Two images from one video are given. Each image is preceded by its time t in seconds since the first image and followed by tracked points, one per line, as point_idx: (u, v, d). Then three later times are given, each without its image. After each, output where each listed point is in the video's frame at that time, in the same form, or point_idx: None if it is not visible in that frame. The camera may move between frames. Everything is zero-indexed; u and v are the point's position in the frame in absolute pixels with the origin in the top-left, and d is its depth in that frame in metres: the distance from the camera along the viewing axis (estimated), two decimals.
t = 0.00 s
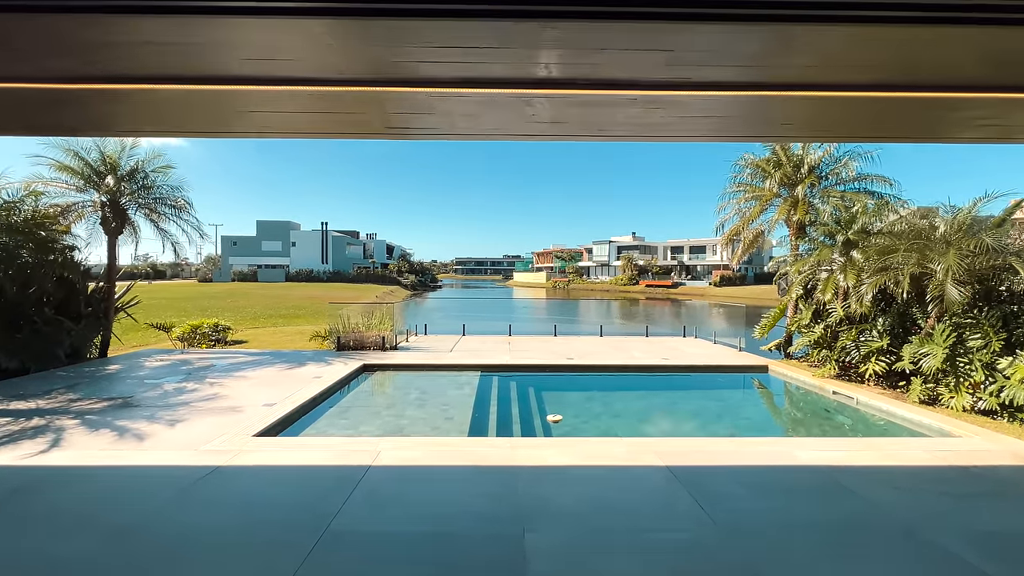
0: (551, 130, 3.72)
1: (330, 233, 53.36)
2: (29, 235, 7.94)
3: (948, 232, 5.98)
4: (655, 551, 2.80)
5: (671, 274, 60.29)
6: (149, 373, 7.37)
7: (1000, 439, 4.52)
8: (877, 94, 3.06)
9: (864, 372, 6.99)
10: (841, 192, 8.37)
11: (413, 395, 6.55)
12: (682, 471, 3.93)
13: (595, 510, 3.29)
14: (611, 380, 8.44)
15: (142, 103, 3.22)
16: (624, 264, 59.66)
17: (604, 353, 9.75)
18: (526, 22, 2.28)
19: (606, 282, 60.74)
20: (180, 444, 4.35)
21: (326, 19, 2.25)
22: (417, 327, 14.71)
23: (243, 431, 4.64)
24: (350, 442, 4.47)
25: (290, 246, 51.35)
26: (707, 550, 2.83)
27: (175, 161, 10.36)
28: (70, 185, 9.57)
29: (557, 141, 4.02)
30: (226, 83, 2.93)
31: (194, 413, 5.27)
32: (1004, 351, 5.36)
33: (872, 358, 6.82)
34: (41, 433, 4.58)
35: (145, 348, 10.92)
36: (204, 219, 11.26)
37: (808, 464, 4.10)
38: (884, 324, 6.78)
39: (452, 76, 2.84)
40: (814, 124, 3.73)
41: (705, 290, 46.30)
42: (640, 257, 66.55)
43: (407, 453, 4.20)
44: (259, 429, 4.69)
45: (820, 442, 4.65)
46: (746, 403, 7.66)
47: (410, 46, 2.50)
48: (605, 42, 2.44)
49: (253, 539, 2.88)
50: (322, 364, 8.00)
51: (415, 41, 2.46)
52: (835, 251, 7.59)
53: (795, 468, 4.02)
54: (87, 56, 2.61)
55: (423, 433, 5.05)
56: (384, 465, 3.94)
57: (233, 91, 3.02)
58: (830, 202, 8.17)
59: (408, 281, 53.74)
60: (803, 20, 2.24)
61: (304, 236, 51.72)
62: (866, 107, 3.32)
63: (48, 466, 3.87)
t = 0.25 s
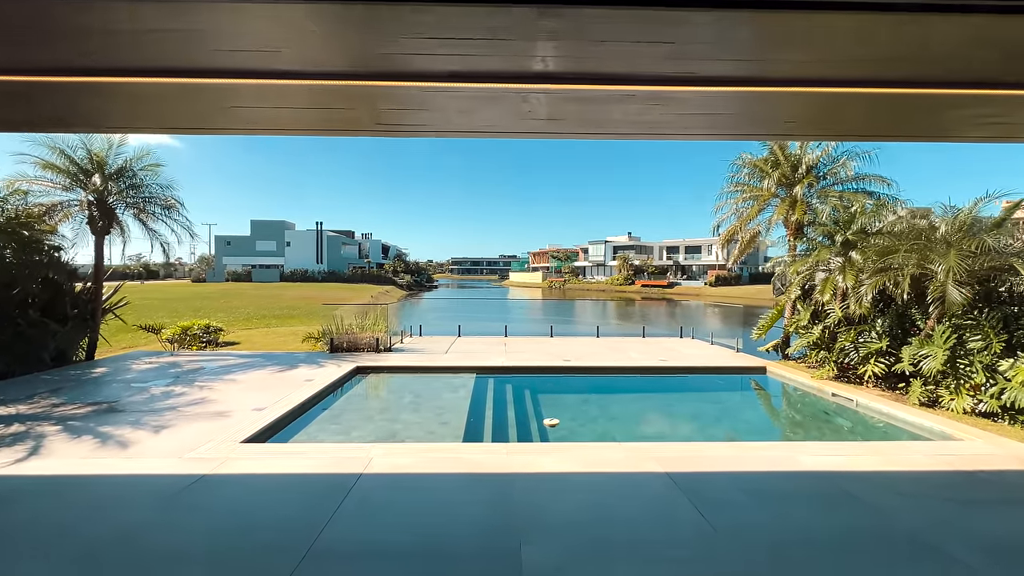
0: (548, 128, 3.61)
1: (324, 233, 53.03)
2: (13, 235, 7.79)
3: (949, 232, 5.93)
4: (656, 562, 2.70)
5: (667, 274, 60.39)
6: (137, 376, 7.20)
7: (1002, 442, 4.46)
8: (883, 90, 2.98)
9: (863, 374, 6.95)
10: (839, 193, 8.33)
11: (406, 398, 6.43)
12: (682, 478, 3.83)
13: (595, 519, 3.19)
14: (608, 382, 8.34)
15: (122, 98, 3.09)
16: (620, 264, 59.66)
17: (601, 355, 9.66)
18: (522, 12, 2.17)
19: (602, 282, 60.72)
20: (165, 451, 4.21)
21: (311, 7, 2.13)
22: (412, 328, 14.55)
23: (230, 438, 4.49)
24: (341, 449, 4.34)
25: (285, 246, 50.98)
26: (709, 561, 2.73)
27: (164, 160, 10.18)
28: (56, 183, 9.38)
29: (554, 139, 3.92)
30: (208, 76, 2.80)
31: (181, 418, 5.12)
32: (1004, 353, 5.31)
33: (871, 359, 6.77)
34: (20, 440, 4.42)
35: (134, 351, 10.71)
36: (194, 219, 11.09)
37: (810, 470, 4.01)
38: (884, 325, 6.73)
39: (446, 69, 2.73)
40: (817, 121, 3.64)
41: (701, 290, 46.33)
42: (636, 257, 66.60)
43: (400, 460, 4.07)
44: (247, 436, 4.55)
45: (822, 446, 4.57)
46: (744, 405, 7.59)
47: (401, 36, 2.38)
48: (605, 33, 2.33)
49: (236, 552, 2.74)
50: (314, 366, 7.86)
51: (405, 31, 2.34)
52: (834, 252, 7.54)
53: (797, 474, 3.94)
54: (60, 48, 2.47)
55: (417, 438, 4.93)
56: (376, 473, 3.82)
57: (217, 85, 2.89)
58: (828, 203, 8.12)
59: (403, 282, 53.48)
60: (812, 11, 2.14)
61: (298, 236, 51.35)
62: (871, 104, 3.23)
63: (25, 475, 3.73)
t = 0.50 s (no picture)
0: (547, 125, 3.52)
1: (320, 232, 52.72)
2: None
3: (951, 232, 5.89)
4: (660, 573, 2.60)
5: (662, 274, 60.54)
6: (126, 379, 7.04)
7: (1005, 445, 4.43)
8: (892, 86, 2.89)
9: (863, 375, 6.91)
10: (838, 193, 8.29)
11: (402, 401, 6.31)
12: (684, 483, 3.75)
13: (596, 527, 3.09)
14: (606, 384, 8.27)
15: (105, 93, 2.96)
16: (616, 264, 59.66)
17: (599, 356, 9.58)
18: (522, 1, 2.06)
19: (598, 282, 60.73)
20: (152, 457, 4.07)
21: None
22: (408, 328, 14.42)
23: (221, 444, 4.36)
24: (335, 454, 4.22)
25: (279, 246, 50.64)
26: (715, 572, 2.64)
27: (155, 158, 10.00)
28: (43, 182, 9.19)
29: (553, 136, 3.82)
30: (195, 69, 2.68)
31: (170, 423, 4.98)
32: (1006, 354, 5.27)
33: (871, 360, 6.74)
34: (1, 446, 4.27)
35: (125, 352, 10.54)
36: (186, 218, 10.91)
37: (813, 474, 3.94)
38: (884, 326, 6.68)
39: (443, 62, 2.62)
40: (822, 118, 3.56)
41: (697, 290, 46.42)
42: (632, 257, 66.69)
43: (396, 466, 3.96)
44: (237, 441, 4.41)
45: (825, 450, 4.49)
46: (743, 407, 7.52)
47: (394, 26, 2.28)
48: (608, 23, 2.24)
49: (222, 564, 2.61)
50: (308, 368, 7.72)
51: (399, 20, 2.24)
52: (833, 252, 7.49)
53: (800, 479, 3.86)
54: (37, 39, 2.35)
55: (412, 443, 4.81)
56: (370, 480, 3.70)
57: (203, 78, 2.77)
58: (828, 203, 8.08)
59: (399, 282, 53.28)
60: None
61: (293, 235, 51.02)
62: (879, 100, 3.15)
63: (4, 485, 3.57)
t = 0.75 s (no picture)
0: (552, 120, 3.40)
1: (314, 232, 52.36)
2: None
3: (956, 232, 5.84)
4: None
5: (658, 274, 60.63)
6: (115, 381, 6.85)
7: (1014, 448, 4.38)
8: (914, 83, 2.79)
9: (866, 376, 6.87)
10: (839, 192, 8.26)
11: (400, 403, 6.17)
12: (692, 489, 3.65)
13: (606, 536, 2.99)
14: (606, 386, 8.17)
15: (91, 83, 2.82)
16: (612, 265, 59.66)
17: (598, 356, 9.49)
18: None
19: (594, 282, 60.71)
20: (140, 464, 3.92)
21: None
22: (404, 329, 14.26)
23: (213, 449, 4.21)
24: (332, 460, 4.08)
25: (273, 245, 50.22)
26: None
27: (146, 156, 9.81)
28: (30, 179, 8.98)
29: (558, 132, 3.71)
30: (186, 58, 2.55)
31: (161, 427, 4.82)
32: (1012, 355, 5.23)
33: (874, 361, 6.71)
34: None
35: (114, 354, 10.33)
36: (178, 217, 10.73)
37: (824, 479, 3.85)
38: (887, 326, 6.66)
39: (448, 52, 2.51)
40: (837, 119, 3.46)
41: (692, 290, 46.50)
42: (628, 257, 66.75)
43: (395, 472, 3.82)
44: (230, 447, 4.26)
45: (834, 454, 4.40)
46: (745, 409, 7.46)
47: (398, 11, 2.16)
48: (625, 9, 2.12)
49: None
50: (303, 370, 7.56)
51: (403, 4, 2.12)
52: (836, 252, 7.44)
53: (811, 485, 3.77)
54: (17, 22, 2.21)
55: (412, 448, 4.68)
56: (369, 486, 3.57)
57: (195, 68, 2.64)
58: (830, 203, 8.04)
59: (395, 282, 52.99)
60: None
61: (288, 235, 50.62)
62: (899, 98, 3.05)
63: None
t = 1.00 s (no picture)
0: (556, 117, 3.31)
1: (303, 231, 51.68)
2: None
3: (951, 233, 5.87)
4: None
5: (648, 275, 61.00)
6: (96, 386, 6.59)
7: (1012, 450, 4.39)
8: (925, 83, 2.75)
9: (861, 377, 6.90)
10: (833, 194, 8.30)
11: (394, 408, 6.02)
12: (697, 495, 3.58)
13: (613, 544, 2.90)
14: (602, 388, 8.11)
15: (71, 74, 2.65)
16: (602, 265, 59.87)
17: (593, 358, 9.42)
18: None
19: (585, 282, 60.87)
20: (122, 474, 3.73)
21: None
22: (396, 330, 14.08)
23: (200, 458, 4.02)
24: (326, 468, 3.94)
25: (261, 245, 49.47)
26: None
27: (130, 153, 9.53)
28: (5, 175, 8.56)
29: (560, 130, 3.62)
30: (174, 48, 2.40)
31: (145, 435, 4.61)
32: (1006, 356, 5.27)
33: (869, 362, 6.74)
34: None
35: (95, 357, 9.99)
36: (163, 216, 10.46)
37: (828, 483, 3.81)
38: (881, 327, 6.71)
39: (452, 44, 2.40)
40: (843, 120, 3.41)
41: (682, 291, 46.86)
42: (618, 257, 67.06)
43: (392, 480, 3.69)
44: (218, 455, 4.09)
45: (835, 457, 4.37)
46: (741, 411, 7.44)
47: None
48: (638, 1, 2.04)
49: None
50: (293, 373, 7.37)
51: None
52: (831, 253, 7.47)
53: (816, 489, 3.73)
54: None
55: (407, 454, 4.54)
56: (365, 496, 3.43)
57: (183, 59, 2.49)
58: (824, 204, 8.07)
59: (385, 282, 52.55)
60: None
61: (275, 234, 49.92)
62: (907, 99, 3.01)
63: None
